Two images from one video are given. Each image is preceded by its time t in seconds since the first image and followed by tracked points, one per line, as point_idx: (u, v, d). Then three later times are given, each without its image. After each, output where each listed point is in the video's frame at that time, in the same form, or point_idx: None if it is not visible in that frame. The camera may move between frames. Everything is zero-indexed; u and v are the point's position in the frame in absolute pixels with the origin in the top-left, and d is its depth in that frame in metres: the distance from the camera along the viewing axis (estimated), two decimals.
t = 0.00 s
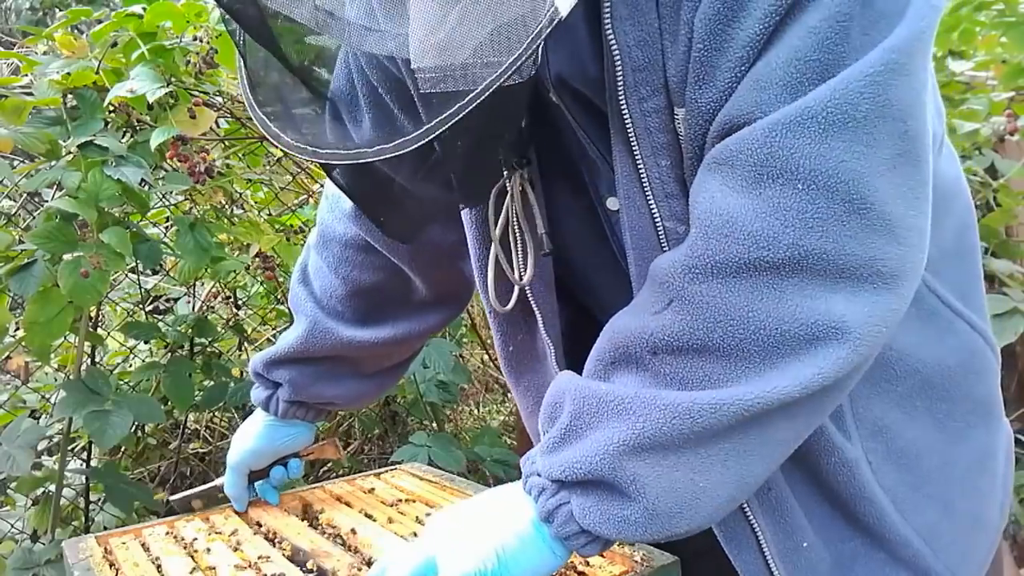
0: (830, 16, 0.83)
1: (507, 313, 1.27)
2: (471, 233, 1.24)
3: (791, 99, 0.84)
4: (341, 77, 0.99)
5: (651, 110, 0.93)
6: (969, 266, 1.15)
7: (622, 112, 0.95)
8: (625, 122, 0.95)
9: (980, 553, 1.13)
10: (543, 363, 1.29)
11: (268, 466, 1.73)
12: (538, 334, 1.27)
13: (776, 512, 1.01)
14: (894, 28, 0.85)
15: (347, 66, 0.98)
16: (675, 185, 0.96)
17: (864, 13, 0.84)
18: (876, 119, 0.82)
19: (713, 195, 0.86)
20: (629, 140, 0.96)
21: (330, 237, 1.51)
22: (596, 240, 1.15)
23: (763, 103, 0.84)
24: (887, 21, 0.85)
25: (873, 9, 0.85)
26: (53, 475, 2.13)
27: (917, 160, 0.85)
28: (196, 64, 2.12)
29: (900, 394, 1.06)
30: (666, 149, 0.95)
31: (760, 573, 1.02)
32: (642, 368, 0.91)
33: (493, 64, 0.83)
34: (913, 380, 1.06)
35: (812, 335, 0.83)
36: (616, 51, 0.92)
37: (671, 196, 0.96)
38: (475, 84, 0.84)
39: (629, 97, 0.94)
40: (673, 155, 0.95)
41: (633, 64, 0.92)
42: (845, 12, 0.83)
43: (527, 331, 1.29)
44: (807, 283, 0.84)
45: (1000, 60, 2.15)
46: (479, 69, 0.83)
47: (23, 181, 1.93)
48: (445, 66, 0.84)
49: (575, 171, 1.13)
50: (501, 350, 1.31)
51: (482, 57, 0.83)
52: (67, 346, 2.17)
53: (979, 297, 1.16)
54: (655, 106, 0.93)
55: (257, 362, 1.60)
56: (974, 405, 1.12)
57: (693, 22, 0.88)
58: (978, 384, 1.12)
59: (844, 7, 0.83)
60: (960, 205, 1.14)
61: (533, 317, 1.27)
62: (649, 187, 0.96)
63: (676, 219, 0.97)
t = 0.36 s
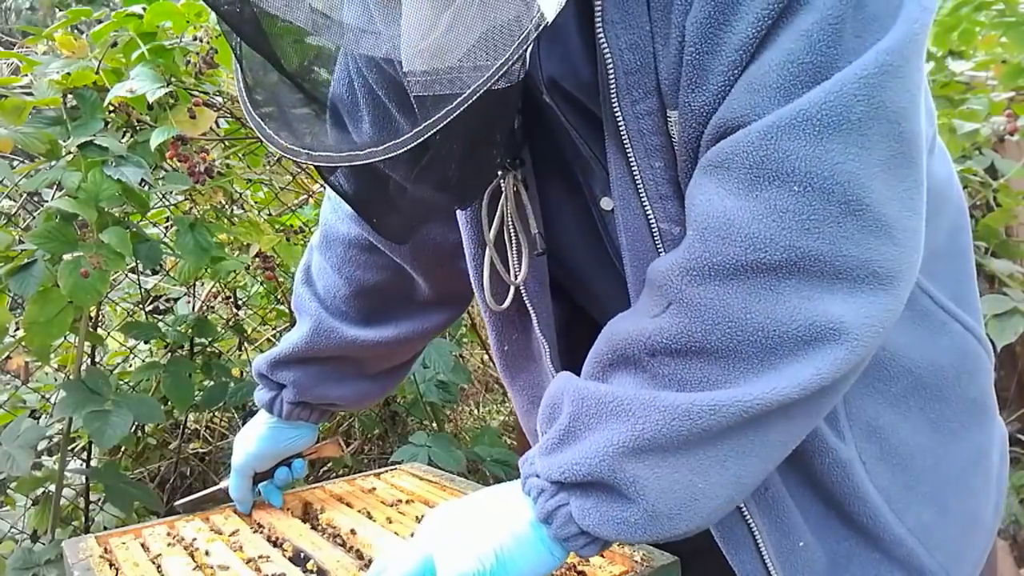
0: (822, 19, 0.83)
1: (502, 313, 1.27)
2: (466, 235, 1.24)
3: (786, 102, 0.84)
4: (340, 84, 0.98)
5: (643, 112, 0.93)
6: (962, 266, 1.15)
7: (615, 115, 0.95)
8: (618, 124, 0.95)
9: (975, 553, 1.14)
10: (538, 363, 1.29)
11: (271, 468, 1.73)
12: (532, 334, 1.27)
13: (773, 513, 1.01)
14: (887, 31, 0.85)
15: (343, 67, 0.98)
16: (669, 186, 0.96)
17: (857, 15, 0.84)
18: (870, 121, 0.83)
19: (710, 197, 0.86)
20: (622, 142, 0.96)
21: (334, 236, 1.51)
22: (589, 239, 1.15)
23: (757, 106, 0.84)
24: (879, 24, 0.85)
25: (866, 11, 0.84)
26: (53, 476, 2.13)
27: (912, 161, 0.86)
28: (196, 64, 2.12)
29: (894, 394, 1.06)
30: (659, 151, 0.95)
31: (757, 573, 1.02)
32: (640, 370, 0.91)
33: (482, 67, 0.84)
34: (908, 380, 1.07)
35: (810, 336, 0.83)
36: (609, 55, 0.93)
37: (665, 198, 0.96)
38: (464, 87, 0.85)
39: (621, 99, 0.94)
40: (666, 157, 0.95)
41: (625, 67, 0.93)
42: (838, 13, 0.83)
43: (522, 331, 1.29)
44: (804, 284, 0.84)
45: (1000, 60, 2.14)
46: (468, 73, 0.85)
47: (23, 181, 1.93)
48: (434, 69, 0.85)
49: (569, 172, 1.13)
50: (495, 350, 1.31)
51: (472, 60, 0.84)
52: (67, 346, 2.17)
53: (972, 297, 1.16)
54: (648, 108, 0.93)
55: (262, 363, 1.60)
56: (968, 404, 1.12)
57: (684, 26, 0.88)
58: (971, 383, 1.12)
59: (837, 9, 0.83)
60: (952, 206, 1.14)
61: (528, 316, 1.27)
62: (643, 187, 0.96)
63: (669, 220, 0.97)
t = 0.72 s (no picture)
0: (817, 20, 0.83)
1: (499, 313, 1.27)
2: (462, 236, 1.24)
3: (783, 103, 0.84)
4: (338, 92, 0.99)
5: (641, 113, 0.93)
6: (958, 266, 1.15)
7: (611, 116, 0.95)
8: (614, 125, 0.95)
9: (973, 552, 1.14)
10: (535, 363, 1.29)
11: (270, 470, 1.73)
12: (529, 334, 1.27)
13: (771, 513, 1.01)
14: (884, 32, 0.85)
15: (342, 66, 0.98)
16: (665, 188, 0.96)
17: (852, 16, 0.84)
18: (868, 121, 0.83)
19: (709, 199, 0.85)
20: (619, 142, 0.96)
21: (335, 238, 1.51)
22: (586, 239, 1.15)
23: (755, 107, 0.84)
24: (875, 25, 0.85)
25: (862, 13, 0.85)
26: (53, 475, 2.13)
27: (910, 161, 0.86)
28: (196, 64, 2.12)
29: (892, 394, 1.06)
30: (657, 151, 0.94)
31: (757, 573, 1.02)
32: (641, 373, 0.91)
33: (482, 70, 0.84)
34: (905, 380, 1.06)
35: (811, 336, 0.83)
36: (604, 57, 0.92)
37: (662, 198, 0.96)
38: (464, 90, 0.85)
39: (618, 100, 0.94)
40: (663, 157, 0.95)
41: (621, 68, 0.92)
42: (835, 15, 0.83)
43: (519, 332, 1.29)
44: (804, 285, 0.84)
45: (1000, 60, 2.14)
46: (468, 75, 0.85)
47: (23, 181, 1.93)
48: (433, 72, 0.85)
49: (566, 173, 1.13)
50: (493, 350, 1.31)
51: (471, 63, 0.84)
52: (67, 346, 2.17)
53: (969, 297, 1.16)
54: (644, 109, 0.93)
55: (263, 364, 1.60)
56: (965, 404, 1.12)
57: (681, 28, 0.88)
58: (968, 383, 1.12)
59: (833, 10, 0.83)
60: (948, 206, 1.14)
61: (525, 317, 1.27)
62: (640, 188, 0.96)
63: (667, 220, 0.96)
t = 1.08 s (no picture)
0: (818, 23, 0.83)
1: (497, 313, 1.27)
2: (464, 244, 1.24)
3: (785, 106, 0.84)
4: (338, 80, 1.00)
5: (640, 114, 0.93)
6: (956, 266, 1.15)
7: (611, 117, 0.95)
8: (614, 126, 0.95)
9: (973, 552, 1.14)
10: (532, 363, 1.29)
11: (270, 469, 1.73)
12: (528, 334, 1.27)
13: (770, 513, 1.01)
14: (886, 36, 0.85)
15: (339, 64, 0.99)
16: (665, 189, 0.96)
17: (852, 19, 0.84)
18: (870, 125, 0.83)
19: (711, 202, 0.85)
20: (618, 143, 0.96)
21: (334, 238, 1.51)
22: (583, 240, 1.15)
23: (756, 110, 0.84)
24: (877, 28, 0.85)
25: (863, 16, 0.85)
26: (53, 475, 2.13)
27: (911, 165, 0.86)
28: (196, 64, 2.12)
29: (890, 394, 1.06)
30: (656, 153, 0.94)
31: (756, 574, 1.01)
32: (641, 376, 0.91)
33: (507, 66, 0.83)
34: (904, 380, 1.06)
35: (812, 340, 0.84)
36: (604, 59, 0.92)
37: (661, 200, 0.96)
38: (490, 87, 0.84)
39: (618, 101, 0.94)
40: (663, 159, 0.95)
41: (620, 69, 0.92)
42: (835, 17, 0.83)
43: (518, 331, 1.29)
44: (806, 288, 0.84)
45: (1000, 60, 2.15)
46: (495, 73, 0.84)
47: (23, 181, 1.93)
48: (455, 72, 0.85)
49: (564, 174, 1.13)
50: (491, 351, 1.31)
51: (494, 59, 0.83)
52: (67, 346, 2.17)
53: (967, 297, 1.16)
54: (644, 111, 0.93)
55: (263, 364, 1.59)
56: (964, 404, 1.12)
57: (681, 29, 0.88)
58: (967, 384, 1.12)
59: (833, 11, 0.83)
60: (947, 207, 1.14)
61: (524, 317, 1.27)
62: (639, 190, 0.96)
63: (667, 222, 0.96)
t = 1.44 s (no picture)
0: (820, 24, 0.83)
1: (498, 313, 1.27)
2: (467, 246, 1.24)
3: (787, 107, 0.84)
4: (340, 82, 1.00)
5: (642, 115, 0.94)
6: (956, 266, 1.15)
7: (613, 118, 0.95)
8: (616, 127, 0.95)
9: (973, 551, 1.14)
10: (532, 363, 1.29)
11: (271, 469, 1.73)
12: (528, 334, 1.27)
13: (771, 514, 1.01)
14: (888, 38, 0.85)
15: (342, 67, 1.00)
16: (666, 189, 0.96)
17: (854, 21, 0.84)
18: (873, 126, 0.83)
19: (713, 203, 0.85)
20: (619, 143, 0.96)
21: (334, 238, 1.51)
22: (583, 240, 1.16)
23: (758, 111, 0.84)
24: (879, 30, 0.85)
25: (865, 18, 0.85)
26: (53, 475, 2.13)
27: (912, 165, 0.86)
28: (196, 64, 2.12)
29: (890, 394, 1.06)
30: (657, 153, 0.95)
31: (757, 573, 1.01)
32: (643, 377, 0.90)
33: (511, 65, 0.83)
34: (903, 379, 1.06)
35: (814, 341, 0.84)
36: (606, 59, 0.92)
37: (662, 200, 0.96)
38: (494, 86, 0.84)
39: (619, 102, 0.94)
40: (664, 159, 0.95)
41: (622, 70, 0.93)
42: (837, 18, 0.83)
43: (518, 332, 1.29)
44: (808, 289, 0.84)
45: (1000, 60, 2.14)
46: (501, 71, 0.84)
47: (23, 181, 1.92)
48: (460, 71, 0.84)
49: (564, 174, 1.13)
50: (493, 351, 1.31)
51: (498, 58, 0.83)
52: (67, 346, 2.17)
53: (967, 298, 1.16)
54: (645, 112, 0.93)
55: (264, 363, 1.59)
56: (964, 404, 1.12)
57: (683, 30, 0.88)
58: (967, 383, 1.12)
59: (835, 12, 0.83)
60: (946, 207, 1.14)
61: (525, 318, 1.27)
62: (641, 190, 0.96)
63: (668, 222, 0.96)
